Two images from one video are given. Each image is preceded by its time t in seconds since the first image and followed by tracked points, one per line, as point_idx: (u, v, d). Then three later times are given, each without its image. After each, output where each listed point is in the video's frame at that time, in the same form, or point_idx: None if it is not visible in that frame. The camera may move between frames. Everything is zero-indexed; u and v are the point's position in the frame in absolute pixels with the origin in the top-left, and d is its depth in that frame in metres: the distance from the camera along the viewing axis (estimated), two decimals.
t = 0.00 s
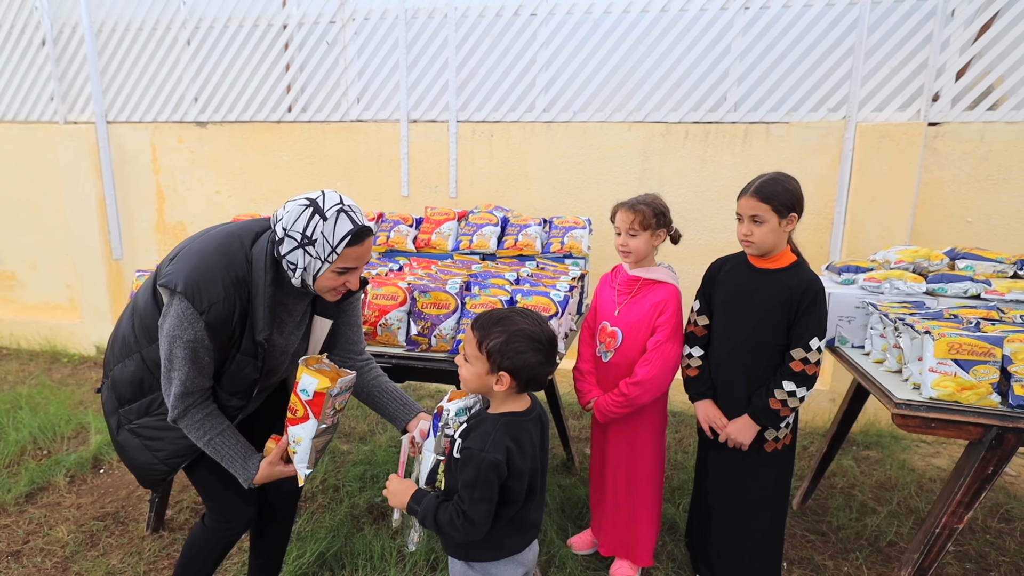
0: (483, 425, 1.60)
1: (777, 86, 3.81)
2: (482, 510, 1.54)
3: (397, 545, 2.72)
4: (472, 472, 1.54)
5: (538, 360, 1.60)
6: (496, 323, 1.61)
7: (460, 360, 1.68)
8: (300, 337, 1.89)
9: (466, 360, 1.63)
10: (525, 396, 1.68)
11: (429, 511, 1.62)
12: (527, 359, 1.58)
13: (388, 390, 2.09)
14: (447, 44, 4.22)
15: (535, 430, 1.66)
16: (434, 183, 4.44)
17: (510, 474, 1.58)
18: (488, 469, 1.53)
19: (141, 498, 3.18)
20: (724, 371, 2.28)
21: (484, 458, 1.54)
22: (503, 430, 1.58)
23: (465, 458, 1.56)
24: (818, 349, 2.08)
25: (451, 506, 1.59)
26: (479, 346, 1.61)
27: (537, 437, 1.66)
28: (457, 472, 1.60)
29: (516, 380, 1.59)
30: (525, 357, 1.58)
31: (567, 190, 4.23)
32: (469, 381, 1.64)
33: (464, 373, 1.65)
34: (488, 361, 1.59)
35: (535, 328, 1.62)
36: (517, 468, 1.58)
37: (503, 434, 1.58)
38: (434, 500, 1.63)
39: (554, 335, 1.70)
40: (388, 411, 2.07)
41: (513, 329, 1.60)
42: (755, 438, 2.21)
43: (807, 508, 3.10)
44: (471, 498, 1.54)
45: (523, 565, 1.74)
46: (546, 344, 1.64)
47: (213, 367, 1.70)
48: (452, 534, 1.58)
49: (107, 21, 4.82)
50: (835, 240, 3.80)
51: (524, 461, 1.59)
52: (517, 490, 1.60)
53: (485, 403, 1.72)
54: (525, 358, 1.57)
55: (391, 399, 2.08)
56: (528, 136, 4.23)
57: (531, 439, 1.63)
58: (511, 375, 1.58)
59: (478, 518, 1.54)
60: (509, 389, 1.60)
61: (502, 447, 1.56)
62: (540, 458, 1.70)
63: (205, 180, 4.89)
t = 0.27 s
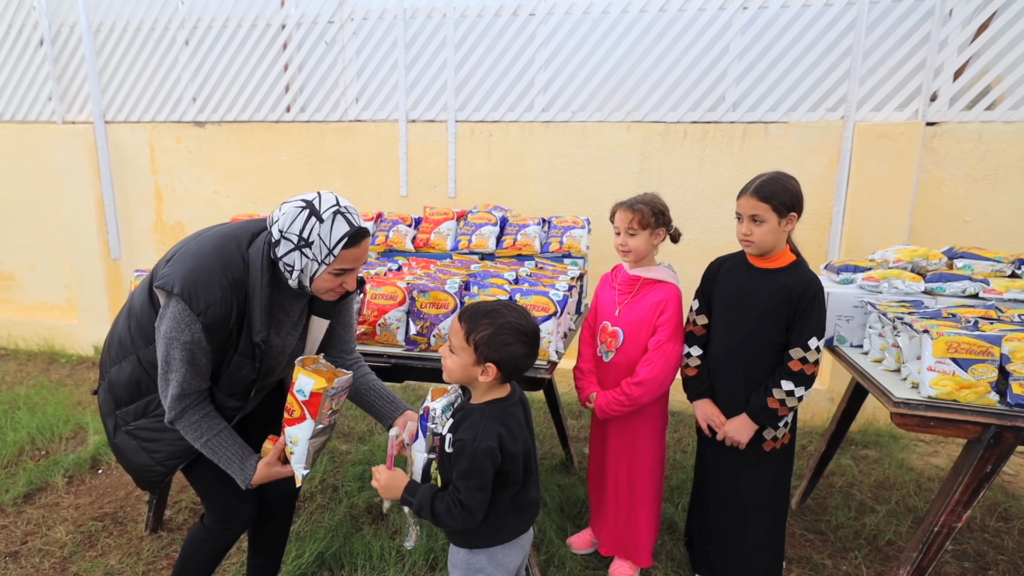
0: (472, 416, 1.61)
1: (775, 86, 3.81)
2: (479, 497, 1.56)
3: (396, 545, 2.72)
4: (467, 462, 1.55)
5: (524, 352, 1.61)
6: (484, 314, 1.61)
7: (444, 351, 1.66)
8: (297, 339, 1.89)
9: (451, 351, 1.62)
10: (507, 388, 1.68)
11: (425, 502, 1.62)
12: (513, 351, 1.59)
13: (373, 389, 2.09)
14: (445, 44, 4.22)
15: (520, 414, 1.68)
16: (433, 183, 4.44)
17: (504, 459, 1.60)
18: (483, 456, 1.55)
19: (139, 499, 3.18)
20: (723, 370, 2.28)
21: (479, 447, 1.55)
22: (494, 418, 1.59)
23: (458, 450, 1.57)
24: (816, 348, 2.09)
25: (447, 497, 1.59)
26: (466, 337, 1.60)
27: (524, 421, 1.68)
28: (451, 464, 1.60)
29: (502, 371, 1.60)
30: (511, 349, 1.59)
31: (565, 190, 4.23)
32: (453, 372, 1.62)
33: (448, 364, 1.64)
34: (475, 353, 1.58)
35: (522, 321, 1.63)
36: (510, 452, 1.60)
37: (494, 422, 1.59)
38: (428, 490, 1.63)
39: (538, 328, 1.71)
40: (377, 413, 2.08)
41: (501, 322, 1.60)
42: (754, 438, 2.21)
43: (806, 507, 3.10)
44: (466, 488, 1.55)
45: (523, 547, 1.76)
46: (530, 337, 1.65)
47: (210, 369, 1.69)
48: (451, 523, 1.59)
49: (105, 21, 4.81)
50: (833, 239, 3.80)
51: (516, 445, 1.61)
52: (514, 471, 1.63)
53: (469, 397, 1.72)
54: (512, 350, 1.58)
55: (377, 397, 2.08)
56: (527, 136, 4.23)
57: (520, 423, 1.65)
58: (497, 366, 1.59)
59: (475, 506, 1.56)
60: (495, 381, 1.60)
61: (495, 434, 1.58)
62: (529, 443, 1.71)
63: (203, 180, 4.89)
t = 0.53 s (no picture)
0: (441, 419, 1.63)
1: (774, 83, 3.82)
2: (434, 503, 1.55)
3: (395, 541, 2.71)
4: (429, 463, 1.55)
5: (488, 350, 1.63)
6: (442, 318, 1.63)
7: (406, 360, 1.67)
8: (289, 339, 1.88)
9: (415, 359, 1.63)
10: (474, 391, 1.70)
11: (384, 496, 1.62)
12: (477, 349, 1.61)
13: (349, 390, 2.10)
14: (444, 41, 4.21)
15: (490, 422, 1.69)
16: (432, 181, 4.44)
17: (468, 466, 1.61)
18: (446, 459, 1.55)
19: (138, 496, 3.17)
20: (721, 367, 2.28)
21: (443, 449, 1.56)
22: (461, 422, 1.61)
23: (422, 450, 1.58)
24: (816, 345, 2.09)
25: (404, 494, 1.59)
26: (428, 342, 1.61)
27: (492, 429, 1.70)
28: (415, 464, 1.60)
29: (468, 371, 1.61)
30: (475, 348, 1.60)
31: (564, 188, 4.23)
32: (421, 380, 1.63)
33: (413, 373, 1.64)
34: (439, 356, 1.60)
35: (481, 319, 1.65)
36: (475, 460, 1.61)
37: (459, 426, 1.60)
38: (390, 483, 1.63)
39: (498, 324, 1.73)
40: (350, 414, 2.09)
41: (460, 322, 1.62)
42: (753, 435, 2.22)
43: (804, 504, 3.11)
44: (424, 488, 1.55)
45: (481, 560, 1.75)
46: (492, 333, 1.67)
47: (199, 370, 1.69)
48: (403, 524, 1.58)
49: (102, 18, 4.80)
50: (831, 237, 3.81)
51: (481, 453, 1.62)
52: (478, 480, 1.64)
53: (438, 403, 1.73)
54: (475, 348, 1.60)
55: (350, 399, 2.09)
56: (526, 133, 4.23)
57: (487, 432, 1.66)
58: (463, 366, 1.60)
59: (429, 509, 1.55)
60: (462, 382, 1.62)
61: (460, 438, 1.59)
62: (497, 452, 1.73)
63: (201, 177, 4.88)
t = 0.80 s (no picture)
0: (410, 404, 1.71)
1: (773, 76, 3.81)
2: (397, 483, 1.62)
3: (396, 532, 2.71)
4: (392, 444, 1.64)
5: (448, 333, 1.70)
6: (395, 315, 1.69)
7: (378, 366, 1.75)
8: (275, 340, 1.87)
9: (384, 362, 1.71)
10: (444, 376, 1.79)
11: (350, 475, 1.71)
12: (438, 337, 1.68)
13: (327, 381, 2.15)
14: (442, 33, 4.20)
15: (457, 408, 1.77)
16: (431, 174, 4.44)
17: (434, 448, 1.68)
18: (411, 440, 1.63)
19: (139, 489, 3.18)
20: (722, 361, 2.29)
21: (409, 430, 1.64)
22: (427, 406, 1.69)
23: (390, 431, 1.66)
24: (816, 339, 2.10)
25: (366, 475, 1.68)
26: (390, 344, 1.68)
27: (460, 415, 1.77)
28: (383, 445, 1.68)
29: (436, 359, 1.69)
30: (436, 336, 1.68)
31: (564, 181, 4.23)
32: (395, 380, 1.71)
33: (387, 376, 1.72)
34: (403, 354, 1.67)
35: (434, 307, 1.72)
36: (440, 442, 1.69)
37: (423, 410, 1.69)
38: (354, 466, 1.72)
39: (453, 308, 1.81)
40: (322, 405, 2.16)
41: (415, 315, 1.69)
42: (753, 428, 2.23)
43: (801, 496, 3.13)
44: (385, 468, 1.63)
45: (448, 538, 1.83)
46: (449, 319, 1.75)
47: (182, 370, 1.70)
48: (366, 502, 1.66)
49: (99, 10, 4.77)
50: (830, 230, 3.81)
51: (447, 437, 1.70)
52: (445, 463, 1.71)
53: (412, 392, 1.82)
54: (435, 335, 1.67)
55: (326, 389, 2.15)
56: (525, 126, 4.22)
57: (453, 417, 1.74)
58: (431, 356, 1.68)
59: (390, 488, 1.62)
60: (433, 370, 1.70)
61: (427, 421, 1.67)
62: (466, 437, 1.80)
63: (200, 170, 4.86)
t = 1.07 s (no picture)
0: (395, 381, 1.75)
1: (774, 62, 3.79)
2: (397, 456, 1.67)
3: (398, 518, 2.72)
4: (388, 422, 1.68)
5: (434, 317, 1.77)
6: (391, 290, 1.73)
7: (356, 333, 1.77)
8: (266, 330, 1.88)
9: (366, 332, 1.73)
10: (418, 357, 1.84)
11: (345, 459, 1.73)
12: (426, 318, 1.74)
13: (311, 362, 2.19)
14: (441, 19, 4.17)
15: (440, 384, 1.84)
16: (430, 161, 4.42)
17: (427, 421, 1.74)
18: (407, 414, 1.68)
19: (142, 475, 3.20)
20: (722, 348, 2.29)
21: (403, 405, 1.69)
22: (416, 382, 1.74)
23: (383, 410, 1.70)
24: (817, 326, 2.11)
25: (364, 456, 1.70)
26: (378, 316, 1.72)
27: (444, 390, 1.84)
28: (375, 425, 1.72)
29: (417, 340, 1.74)
30: (424, 317, 1.73)
31: (563, 168, 4.22)
32: (371, 352, 1.73)
33: (364, 345, 1.74)
34: (390, 328, 1.71)
35: (426, 289, 1.78)
36: (432, 416, 1.75)
37: (411, 386, 1.74)
38: (349, 450, 1.75)
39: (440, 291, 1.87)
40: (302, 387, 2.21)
41: (408, 294, 1.73)
42: (754, 415, 2.24)
43: (799, 482, 3.16)
44: (384, 445, 1.67)
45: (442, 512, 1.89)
46: (436, 302, 1.80)
47: (173, 360, 1.70)
48: (366, 482, 1.69)
49: None
50: (830, 218, 3.81)
51: (437, 409, 1.77)
52: (436, 435, 1.78)
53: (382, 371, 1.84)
54: (424, 317, 1.73)
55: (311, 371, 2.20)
56: (524, 113, 4.20)
57: (439, 391, 1.81)
58: (413, 336, 1.73)
59: (391, 463, 1.67)
60: (411, 350, 1.75)
61: (418, 396, 1.72)
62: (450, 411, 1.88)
63: (198, 158, 4.84)
